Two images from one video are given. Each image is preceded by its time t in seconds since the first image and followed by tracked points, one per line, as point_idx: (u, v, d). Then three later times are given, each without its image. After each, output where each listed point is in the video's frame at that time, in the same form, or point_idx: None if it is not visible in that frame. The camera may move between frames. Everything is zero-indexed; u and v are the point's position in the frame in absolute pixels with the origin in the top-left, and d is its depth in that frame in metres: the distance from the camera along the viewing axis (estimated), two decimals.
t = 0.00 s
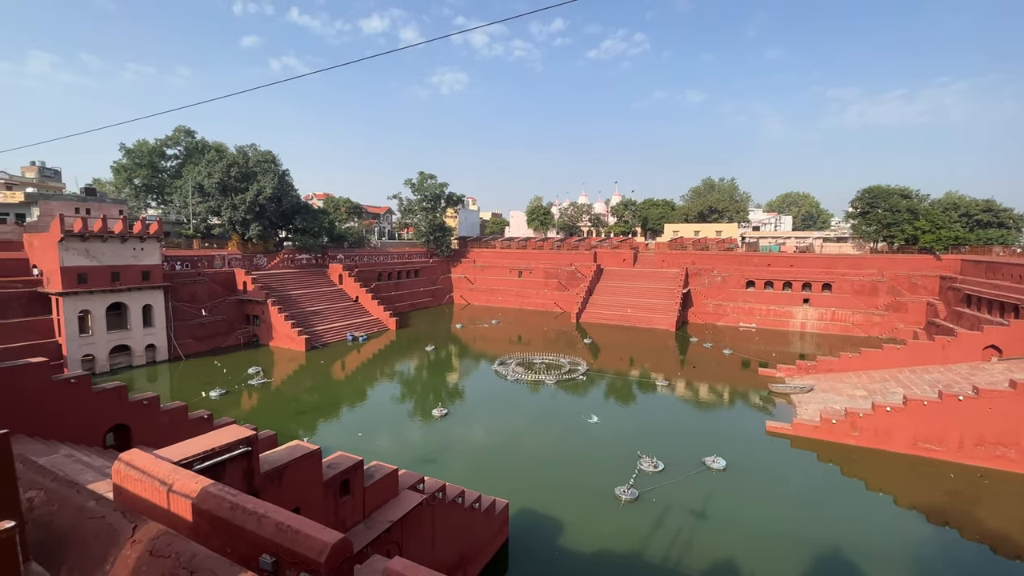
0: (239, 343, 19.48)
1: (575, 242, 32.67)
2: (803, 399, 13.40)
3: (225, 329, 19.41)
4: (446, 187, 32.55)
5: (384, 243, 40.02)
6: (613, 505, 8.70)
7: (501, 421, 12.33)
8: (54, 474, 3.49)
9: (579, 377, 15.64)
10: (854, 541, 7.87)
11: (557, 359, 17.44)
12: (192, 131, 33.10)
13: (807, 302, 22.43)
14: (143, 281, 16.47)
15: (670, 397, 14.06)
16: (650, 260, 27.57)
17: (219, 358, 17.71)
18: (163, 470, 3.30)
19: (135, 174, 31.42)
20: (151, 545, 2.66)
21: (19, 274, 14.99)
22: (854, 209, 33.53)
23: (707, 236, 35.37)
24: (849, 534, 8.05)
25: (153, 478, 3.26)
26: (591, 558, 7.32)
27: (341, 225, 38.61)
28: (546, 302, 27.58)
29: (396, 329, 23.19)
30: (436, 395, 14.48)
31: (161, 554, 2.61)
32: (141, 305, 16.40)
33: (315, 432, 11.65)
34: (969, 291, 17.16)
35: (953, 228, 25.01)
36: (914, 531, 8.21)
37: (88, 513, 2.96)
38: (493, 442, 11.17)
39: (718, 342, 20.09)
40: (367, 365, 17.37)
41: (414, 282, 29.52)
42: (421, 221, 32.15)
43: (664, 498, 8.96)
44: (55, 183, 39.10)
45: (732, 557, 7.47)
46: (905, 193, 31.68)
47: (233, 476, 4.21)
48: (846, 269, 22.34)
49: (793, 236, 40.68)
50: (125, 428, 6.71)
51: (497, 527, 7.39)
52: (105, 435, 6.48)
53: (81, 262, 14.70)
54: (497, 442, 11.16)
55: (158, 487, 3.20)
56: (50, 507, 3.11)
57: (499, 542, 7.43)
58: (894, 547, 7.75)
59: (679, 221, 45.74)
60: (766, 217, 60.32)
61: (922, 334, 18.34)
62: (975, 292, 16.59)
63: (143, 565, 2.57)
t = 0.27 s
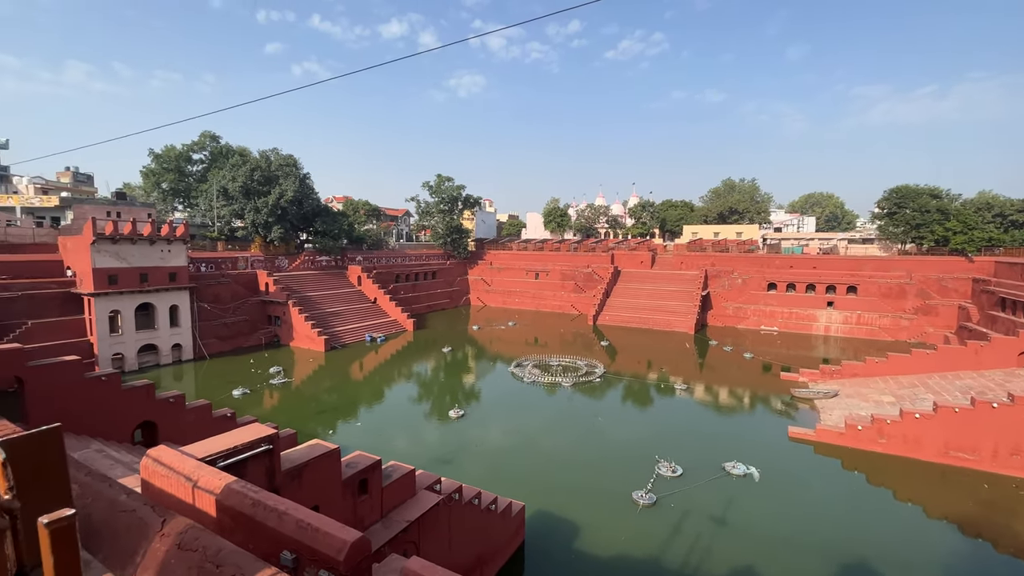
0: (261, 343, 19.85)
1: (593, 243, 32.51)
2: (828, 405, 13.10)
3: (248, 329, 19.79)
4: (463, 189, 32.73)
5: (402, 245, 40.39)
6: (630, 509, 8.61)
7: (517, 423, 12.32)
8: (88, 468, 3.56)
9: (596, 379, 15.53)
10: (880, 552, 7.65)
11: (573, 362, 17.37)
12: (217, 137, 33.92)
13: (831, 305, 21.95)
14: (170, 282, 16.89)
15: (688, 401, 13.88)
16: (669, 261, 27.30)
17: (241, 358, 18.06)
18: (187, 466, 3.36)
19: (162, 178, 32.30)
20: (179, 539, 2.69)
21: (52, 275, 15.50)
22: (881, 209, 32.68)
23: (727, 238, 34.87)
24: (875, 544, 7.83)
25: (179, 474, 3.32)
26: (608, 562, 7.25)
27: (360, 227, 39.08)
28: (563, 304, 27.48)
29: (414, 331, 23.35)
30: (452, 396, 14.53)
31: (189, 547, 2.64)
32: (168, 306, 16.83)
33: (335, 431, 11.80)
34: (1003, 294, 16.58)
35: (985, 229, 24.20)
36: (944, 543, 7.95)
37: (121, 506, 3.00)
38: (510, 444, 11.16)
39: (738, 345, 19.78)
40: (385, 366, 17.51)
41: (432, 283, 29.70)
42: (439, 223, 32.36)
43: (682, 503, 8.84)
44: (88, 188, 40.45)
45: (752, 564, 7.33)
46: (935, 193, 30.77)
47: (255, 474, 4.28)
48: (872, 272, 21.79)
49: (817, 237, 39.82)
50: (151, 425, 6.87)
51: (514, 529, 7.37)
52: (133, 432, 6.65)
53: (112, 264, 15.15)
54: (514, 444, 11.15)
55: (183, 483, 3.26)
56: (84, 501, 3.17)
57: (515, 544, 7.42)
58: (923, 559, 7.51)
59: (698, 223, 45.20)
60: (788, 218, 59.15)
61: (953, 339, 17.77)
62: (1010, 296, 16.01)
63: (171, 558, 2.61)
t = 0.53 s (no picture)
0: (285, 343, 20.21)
1: (613, 245, 32.26)
2: (857, 412, 12.72)
3: (272, 329, 20.17)
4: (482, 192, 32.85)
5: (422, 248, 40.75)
6: (651, 515, 8.50)
7: (537, 426, 12.27)
8: (122, 462, 3.62)
9: (616, 383, 15.37)
10: (913, 564, 7.39)
11: (593, 365, 17.24)
12: (244, 142, 34.74)
13: (861, 309, 21.35)
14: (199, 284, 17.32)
15: (711, 406, 13.64)
16: (690, 264, 26.94)
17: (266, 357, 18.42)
18: (215, 463, 3.42)
19: (192, 183, 33.20)
20: (209, 533, 2.71)
21: (87, 277, 16.01)
22: (913, 210, 31.68)
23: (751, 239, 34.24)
24: (908, 556, 7.56)
25: (207, 471, 3.38)
26: (629, 568, 7.16)
27: (381, 230, 39.52)
28: (582, 307, 27.32)
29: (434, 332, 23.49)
30: (471, 398, 14.55)
31: (218, 542, 2.67)
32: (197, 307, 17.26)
33: (356, 430, 11.93)
34: None
35: None
36: (982, 557, 7.63)
37: (153, 501, 3.05)
38: (529, 446, 11.13)
39: (762, 349, 19.39)
40: (405, 367, 17.64)
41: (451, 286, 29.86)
42: (458, 226, 32.54)
43: (704, 510, 8.68)
44: (122, 193, 41.90)
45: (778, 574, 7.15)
46: (971, 192, 29.70)
47: (279, 472, 4.35)
48: (903, 275, 21.13)
49: (845, 239, 38.80)
50: (181, 423, 7.02)
51: (533, 532, 7.33)
52: (163, 429, 6.80)
53: (144, 266, 15.61)
54: (533, 447, 11.11)
55: (211, 479, 3.32)
56: (119, 496, 3.21)
57: (534, 547, 7.38)
58: (959, 573, 7.22)
59: (720, 224, 44.50)
60: (814, 219, 57.77)
61: (990, 345, 17.10)
62: None
63: (201, 552, 2.64)
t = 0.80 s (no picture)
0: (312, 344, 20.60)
1: (637, 248, 31.93)
2: (894, 421, 12.26)
3: (300, 330, 20.59)
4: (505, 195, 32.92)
5: (445, 250, 41.04)
6: (676, 522, 8.34)
7: (558, 429, 12.19)
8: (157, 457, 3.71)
9: (640, 388, 15.16)
10: None
11: (616, 369, 17.05)
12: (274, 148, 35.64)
13: (898, 313, 20.59)
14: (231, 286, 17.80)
15: (738, 412, 13.33)
16: (717, 266, 26.47)
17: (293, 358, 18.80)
18: (245, 460, 3.49)
19: (225, 189, 34.24)
20: (239, 528, 2.74)
21: (126, 279, 16.64)
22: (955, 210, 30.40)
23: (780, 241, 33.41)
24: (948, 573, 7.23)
25: (237, 467, 3.45)
26: None
27: (405, 233, 40.00)
28: (606, 310, 27.07)
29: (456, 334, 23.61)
30: (493, 400, 14.55)
31: (248, 537, 2.70)
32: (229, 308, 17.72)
33: (379, 431, 12.06)
34: None
35: None
36: None
37: (187, 495, 3.11)
38: (551, 450, 11.06)
39: (792, 355, 18.89)
40: (428, 368, 17.76)
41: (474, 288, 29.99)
42: (481, 228, 32.70)
43: (731, 519, 8.47)
44: (160, 199, 43.48)
45: None
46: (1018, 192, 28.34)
47: (305, 471, 4.42)
48: (943, 278, 20.30)
49: (881, 240, 37.49)
50: (213, 420, 7.21)
51: (554, 537, 7.27)
52: (197, 427, 6.98)
53: (181, 269, 16.13)
54: (555, 450, 11.04)
55: (241, 476, 3.39)
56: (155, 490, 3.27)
57: (556, 552, 7.32)
58: None
59: (748, 226, 43.55)
60: (847, 220, 56.05)
61: None
62: None
63: (233, 547, 2.68)
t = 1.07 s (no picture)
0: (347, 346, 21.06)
1: (670, 251, 31.40)
2: (949, 435, 11.59)
3: (335, 333, 21.08)
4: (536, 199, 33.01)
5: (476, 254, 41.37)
6: (711, 534, 8.10)
7: (589, 434, 12.06)
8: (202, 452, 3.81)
9: (673, 394, 14.83)
10: None
11: (648, 375, 16.76)
12: (312, 156, 36.80)
13: (952, 321, 19.54)
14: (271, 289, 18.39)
15: (777, 421, 12.89)
16: (754, 270, 25.79)
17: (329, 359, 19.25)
18: (285, 457, 3.58)
19: (266, 196, 35.55)
20: (284, 521, 2.77)
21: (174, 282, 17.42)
22: (1016, 211, 28.65)
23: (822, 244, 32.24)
24: None
25: (278, 464, 3.53)
26: None
27: (437, 238, 40.53)
28: (637, 315, 26.65)
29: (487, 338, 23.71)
30: (524, 404, 14.51)
31: (294, 530, 2.70)
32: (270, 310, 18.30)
33: (411, 432, 12.21)
34: None
35: None
36: None
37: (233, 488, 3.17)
38: (581, 455, 10.94)
39: (836, 363, 18.16)
40: (459, 371, 17.86)
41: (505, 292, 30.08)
42: (512, 233, 32.85)
43: (771, 532, 8.17)
44: (206, 206, 45.51)
45: None
46: None
47: (341, 470, 4.50)
48: (1003, 284, 19.15)
49: (933, 244, 35.65)
50: (254, 419, 7.42)
51: (586, 544, 7.16)
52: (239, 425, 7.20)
53: (225, 272, 16.81)
54: (586, 456, 10.91)
55: (281, 472, 3.46)
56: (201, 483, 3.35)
57: (587, 559, 7.21)
58: None
59: (787, 229, 42.21)
60: (895, 223, 53.61)
61: None
62: None
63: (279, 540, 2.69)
